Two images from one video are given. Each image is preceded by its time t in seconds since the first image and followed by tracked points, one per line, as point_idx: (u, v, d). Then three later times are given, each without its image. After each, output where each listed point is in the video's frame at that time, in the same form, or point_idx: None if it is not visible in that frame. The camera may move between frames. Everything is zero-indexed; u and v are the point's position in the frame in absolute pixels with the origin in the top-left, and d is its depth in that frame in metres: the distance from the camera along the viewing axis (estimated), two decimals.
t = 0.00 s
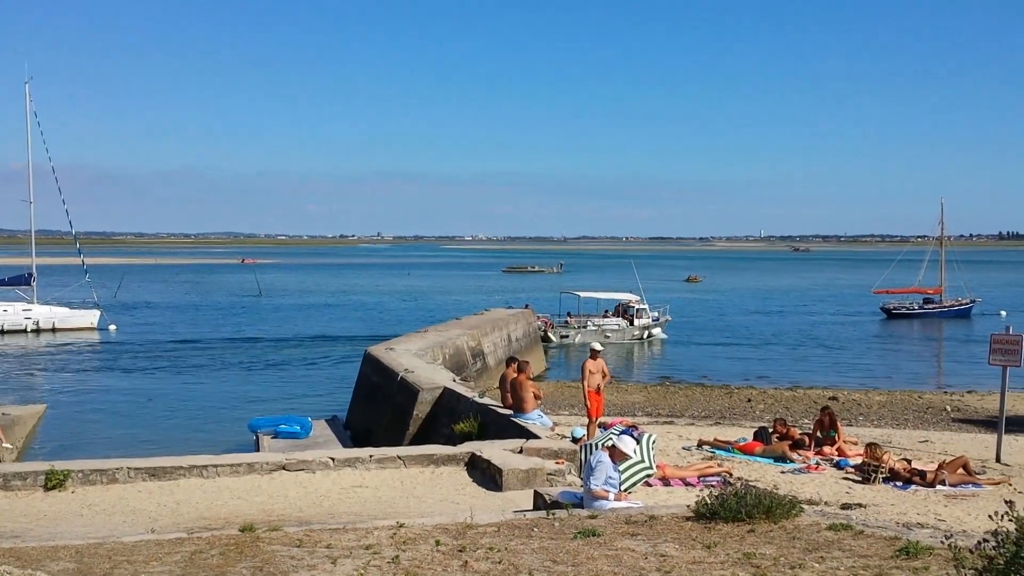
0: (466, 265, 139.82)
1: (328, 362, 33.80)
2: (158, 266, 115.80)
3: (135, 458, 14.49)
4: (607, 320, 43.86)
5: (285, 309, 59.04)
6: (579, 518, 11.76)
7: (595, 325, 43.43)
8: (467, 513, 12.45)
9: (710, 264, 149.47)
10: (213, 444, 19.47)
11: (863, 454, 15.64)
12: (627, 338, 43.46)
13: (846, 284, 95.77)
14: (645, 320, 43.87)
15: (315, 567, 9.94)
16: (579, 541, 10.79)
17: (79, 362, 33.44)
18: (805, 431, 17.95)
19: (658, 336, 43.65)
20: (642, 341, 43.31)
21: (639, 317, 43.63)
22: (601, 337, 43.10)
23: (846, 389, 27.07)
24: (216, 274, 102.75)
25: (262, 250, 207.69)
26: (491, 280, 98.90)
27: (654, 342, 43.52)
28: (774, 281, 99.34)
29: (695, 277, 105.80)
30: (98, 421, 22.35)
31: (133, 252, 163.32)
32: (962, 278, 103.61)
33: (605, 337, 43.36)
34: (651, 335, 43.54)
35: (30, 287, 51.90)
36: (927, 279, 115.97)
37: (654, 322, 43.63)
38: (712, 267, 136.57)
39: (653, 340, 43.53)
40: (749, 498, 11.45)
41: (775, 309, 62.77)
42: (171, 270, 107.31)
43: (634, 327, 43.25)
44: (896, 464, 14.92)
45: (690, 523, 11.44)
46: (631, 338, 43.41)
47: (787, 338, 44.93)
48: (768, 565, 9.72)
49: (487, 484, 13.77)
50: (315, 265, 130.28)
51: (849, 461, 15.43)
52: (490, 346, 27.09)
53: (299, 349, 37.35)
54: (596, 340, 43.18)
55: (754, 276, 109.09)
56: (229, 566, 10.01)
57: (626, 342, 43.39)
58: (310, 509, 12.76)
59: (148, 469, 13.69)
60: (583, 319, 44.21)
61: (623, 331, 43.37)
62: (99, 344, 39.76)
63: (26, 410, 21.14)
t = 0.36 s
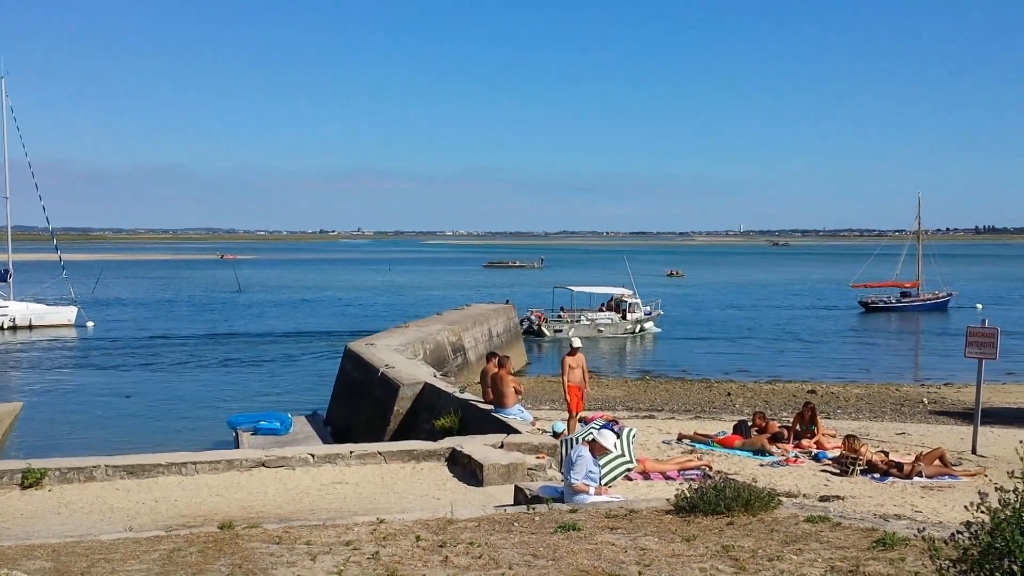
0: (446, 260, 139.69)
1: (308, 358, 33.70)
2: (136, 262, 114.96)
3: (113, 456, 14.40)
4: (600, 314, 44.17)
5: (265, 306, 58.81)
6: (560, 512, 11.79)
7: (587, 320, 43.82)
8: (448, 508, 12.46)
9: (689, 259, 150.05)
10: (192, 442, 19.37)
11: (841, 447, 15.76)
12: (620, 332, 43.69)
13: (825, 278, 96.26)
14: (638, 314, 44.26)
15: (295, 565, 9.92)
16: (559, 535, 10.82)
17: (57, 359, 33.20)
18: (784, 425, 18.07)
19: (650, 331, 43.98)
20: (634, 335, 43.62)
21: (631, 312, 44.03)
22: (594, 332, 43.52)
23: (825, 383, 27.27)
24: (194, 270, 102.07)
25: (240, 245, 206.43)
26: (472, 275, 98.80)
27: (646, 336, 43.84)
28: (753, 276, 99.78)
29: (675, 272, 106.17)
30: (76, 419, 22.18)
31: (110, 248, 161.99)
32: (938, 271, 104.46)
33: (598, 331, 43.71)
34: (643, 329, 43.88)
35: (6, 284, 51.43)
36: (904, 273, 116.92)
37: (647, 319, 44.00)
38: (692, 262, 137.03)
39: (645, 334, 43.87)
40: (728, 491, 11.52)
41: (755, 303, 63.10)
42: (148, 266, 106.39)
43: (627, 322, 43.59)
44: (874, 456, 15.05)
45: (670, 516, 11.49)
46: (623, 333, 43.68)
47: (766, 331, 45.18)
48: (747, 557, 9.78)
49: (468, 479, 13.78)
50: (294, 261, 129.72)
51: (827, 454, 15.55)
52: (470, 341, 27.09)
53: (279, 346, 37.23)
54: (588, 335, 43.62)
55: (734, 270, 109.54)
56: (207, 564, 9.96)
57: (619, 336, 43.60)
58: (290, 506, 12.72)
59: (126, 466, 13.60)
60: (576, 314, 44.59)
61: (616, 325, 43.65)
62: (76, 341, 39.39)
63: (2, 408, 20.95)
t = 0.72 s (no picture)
0: (432, 262, 139.63)
1: (295, 360, 33.64)
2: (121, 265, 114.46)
3: (98, 458, 14.33)
4: (598, 315, 44.40)
5: (252, 308, 58.67)
6: (547, 514, 11.80)
7: (586, 320, 44.03)
8: (434, 510, 12.45)
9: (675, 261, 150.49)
10: (177, 444, 19.30)
11: (827, 448, 15.82)
12: (618, 333, 43.97)
13: (810, 279, 96.70)
14: (635, 315, 44.56)
15: (281, 567, 9.90)
16: (545, 537, 10.83)
17: (42, 362, 33.03)
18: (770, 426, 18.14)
19: (648, 332, 44.27)
20: (632, 336, 43.93)
21: (629, 313, 44.30)
22: (592, 333, 43.68)
23: (810, 384, 27.41)
24: (179, 272, 101.63)
25: (226, 246, 205.68)
26: (459, 277, 98.77)
27: (644, 337, 44.09)
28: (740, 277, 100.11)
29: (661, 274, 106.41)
30: (61, 422, 22.07)
31: (94, 250, 161.04)
32: (922, 274, 105.07)
33: (596, 332, 43.95)
34: (641, 330, 44.15)
35: None
36: (889, 275, 117.64)
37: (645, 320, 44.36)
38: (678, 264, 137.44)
39: (643, 335, 44.11)
40: (714, 492, 11.56)
41: (741, 304, 63.36)
42: (132, 268, 105.82)
43: (625, 323, 43.85)
44: (860, 457, 15.12)
45: (656, 517, 11.52)
46: (621, 334, 43.95)
47: (752, 333, 45.36)
48: (732, 558, 9.81)
49: (455, 481, 13.78)
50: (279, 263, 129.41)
51: (813, 455, 15.61)
52: (457, 343, 27.09)
53: (265, 348, 37.13)
54: (586, 336, 43.81)
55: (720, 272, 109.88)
56: (193, 566, 9.94)
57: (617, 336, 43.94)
58: (276, 509, 12.70)
59: (111, 469, 13.54)
60: (574, 315, 44.78)
61: (614, 326, 43.90)
62: (60, 344, 39.16)
63: None
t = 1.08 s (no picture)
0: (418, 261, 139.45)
1: (280, 360, 33.55)
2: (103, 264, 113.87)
3: (81, 458, 14.26)
4: (595, 314, 44.57)
5: (236, 307, 58.49)
6: (531, 513, 11.82)
7: (584, 319, 44.14)
8: (418, 510, 12.45)
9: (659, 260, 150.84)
10: (161, 445, 19.23)
11: (810, 447, 15.89)
12: (615, 331, 44.16)
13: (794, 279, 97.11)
14: (632, 315, 44.79)
15: (264, 567, 9.88)
16: (529, 536, 10.84)
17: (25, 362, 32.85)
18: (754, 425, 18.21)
19: (644, 330, 44.52)
20: (629, 335, 44.14)
21: (626, 312, 44.53)
22: (590, 331, 43.84)
23: (793, 384, 27.54)
24: (162, 271, 101.15)
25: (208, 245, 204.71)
26: (444, 276, 98.74)
27: (640, 336, 44.30)
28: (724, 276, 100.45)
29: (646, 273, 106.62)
30: (44, 422, 21.94)
31: (76, 249, 160.03)
32: (905, 273, 105.73)
33: (593, 330, 44.09)
34: (638, 329, 44.36)
35: None
36: (872, 274, 118.42)
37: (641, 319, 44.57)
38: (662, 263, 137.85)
39: (639, 334, 44.31)
40: (698, 491, 11.60)
41: (726, 304, 63.58)
42: (115, 268, 105.35)
43: (622, 322, 44.06)
44: (843, 455, 15.20)
45: (640, 516, 11.55)
46: (618, 332, 44.16)
47: (736, 332, 45.54)
48: (715, 557, 9.85)
49: (439, 480, 13.78)
50: (263, 262, 128.97)
51: (797, 454, 15.68)
52: (442, 343, 27.07)
53: (250, 347, 37.03)
54: (584, 334, 43.93)
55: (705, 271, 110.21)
56: (176, 567, 9.91)
57: (614, 335, 44.15)
58: (260, 509, 12.67)
59: (94, 470, 13.48)
60: (571, 313, 44.86)
61: (611, 325, 44.10)
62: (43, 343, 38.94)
63: None
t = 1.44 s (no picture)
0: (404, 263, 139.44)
1: (265, 361, 33.51)
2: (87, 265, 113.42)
3: (64, 459, 14.20)
4: (591, 315, 44.82)
5: (221, 308, 58.36)
6: (513, 515, 11.84)
7: (579, 320, 44.34)
8: (401, 511, 12.45)
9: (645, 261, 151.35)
10: (144, 446, 19.16)
11: (793, 447, 15.97)
12: (610, 332, 44.44)
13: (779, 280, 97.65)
14: (627, 315, 45.04)
15: (245, 569, 9.87)
16: (511, 537, 10.86)
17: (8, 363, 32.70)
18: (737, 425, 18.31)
19: (639, 331, 44.79)
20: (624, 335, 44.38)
21: (621, 313, 44.75)
22: (586, 332, 44.07)
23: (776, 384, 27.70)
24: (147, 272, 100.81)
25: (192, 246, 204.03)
26: (430, 277, 98.86)
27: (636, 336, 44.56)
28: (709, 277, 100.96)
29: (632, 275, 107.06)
30: (27, 423, 21.83)
31: (59, 250, 159.11)
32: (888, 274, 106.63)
33: (589, 331, 44.34)
34: (633, 330, 44.61)
35: None
36: (855, 275, 119.32)
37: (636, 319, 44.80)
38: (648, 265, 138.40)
39: (634, 335, 44.55)
40: (680, 492, 11.64)
41: (711, 305, 63.89)
42: (99, 269, 104.91)
43: (617, 322, 44.30)
44: (824, 456, 15.29)
45: (623, 517, 11.59)
46: (614, 333, 44.43)
47: (720, 333, 45.79)
48: (697, 558, 9.88)
49: (422, 482, 13.79)
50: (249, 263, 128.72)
51: (779, 455, 15.75)
52: (426, 344, 27.08)
53: (235, 348, 36.96)
54: (579, 335, 44.15)
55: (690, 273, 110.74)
56: (156, 569, 9.89)
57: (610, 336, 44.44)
58: (243, 510, 12.65)
59: (76, 471, 13.43)
60: (566, 313, 45.03)
61: (607, 325, 44.37)
62: (27, 344, 38.76)
63: None
